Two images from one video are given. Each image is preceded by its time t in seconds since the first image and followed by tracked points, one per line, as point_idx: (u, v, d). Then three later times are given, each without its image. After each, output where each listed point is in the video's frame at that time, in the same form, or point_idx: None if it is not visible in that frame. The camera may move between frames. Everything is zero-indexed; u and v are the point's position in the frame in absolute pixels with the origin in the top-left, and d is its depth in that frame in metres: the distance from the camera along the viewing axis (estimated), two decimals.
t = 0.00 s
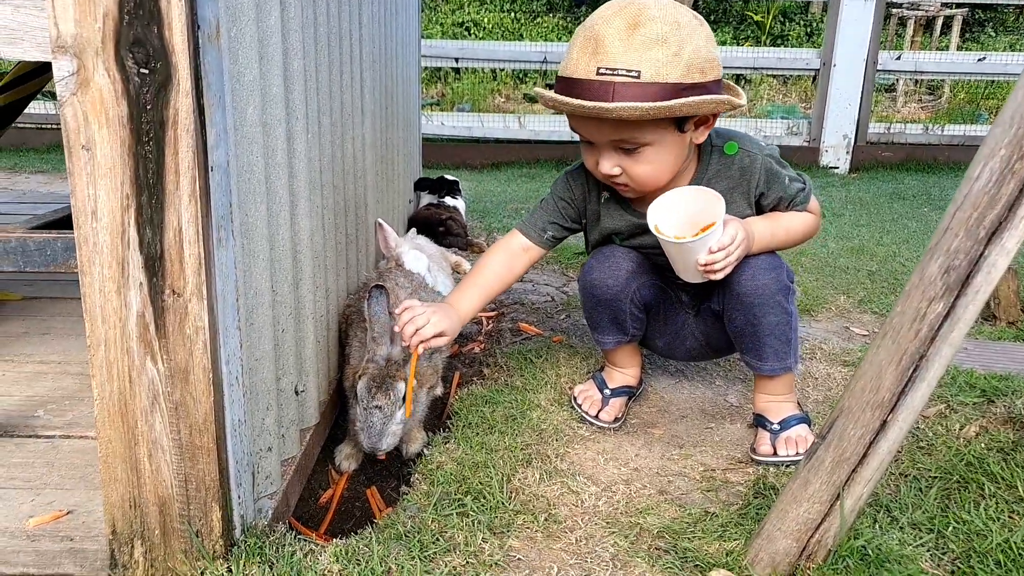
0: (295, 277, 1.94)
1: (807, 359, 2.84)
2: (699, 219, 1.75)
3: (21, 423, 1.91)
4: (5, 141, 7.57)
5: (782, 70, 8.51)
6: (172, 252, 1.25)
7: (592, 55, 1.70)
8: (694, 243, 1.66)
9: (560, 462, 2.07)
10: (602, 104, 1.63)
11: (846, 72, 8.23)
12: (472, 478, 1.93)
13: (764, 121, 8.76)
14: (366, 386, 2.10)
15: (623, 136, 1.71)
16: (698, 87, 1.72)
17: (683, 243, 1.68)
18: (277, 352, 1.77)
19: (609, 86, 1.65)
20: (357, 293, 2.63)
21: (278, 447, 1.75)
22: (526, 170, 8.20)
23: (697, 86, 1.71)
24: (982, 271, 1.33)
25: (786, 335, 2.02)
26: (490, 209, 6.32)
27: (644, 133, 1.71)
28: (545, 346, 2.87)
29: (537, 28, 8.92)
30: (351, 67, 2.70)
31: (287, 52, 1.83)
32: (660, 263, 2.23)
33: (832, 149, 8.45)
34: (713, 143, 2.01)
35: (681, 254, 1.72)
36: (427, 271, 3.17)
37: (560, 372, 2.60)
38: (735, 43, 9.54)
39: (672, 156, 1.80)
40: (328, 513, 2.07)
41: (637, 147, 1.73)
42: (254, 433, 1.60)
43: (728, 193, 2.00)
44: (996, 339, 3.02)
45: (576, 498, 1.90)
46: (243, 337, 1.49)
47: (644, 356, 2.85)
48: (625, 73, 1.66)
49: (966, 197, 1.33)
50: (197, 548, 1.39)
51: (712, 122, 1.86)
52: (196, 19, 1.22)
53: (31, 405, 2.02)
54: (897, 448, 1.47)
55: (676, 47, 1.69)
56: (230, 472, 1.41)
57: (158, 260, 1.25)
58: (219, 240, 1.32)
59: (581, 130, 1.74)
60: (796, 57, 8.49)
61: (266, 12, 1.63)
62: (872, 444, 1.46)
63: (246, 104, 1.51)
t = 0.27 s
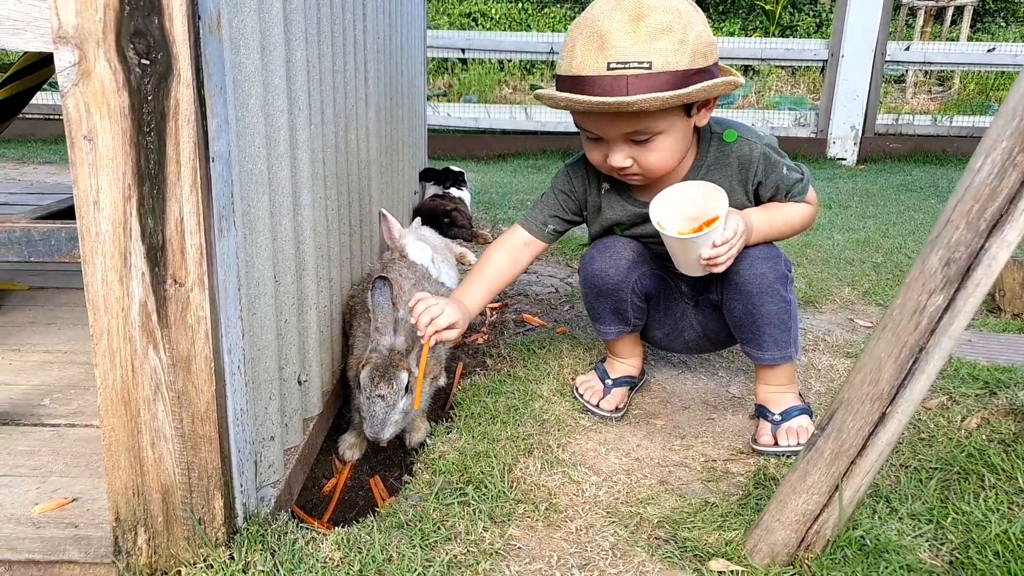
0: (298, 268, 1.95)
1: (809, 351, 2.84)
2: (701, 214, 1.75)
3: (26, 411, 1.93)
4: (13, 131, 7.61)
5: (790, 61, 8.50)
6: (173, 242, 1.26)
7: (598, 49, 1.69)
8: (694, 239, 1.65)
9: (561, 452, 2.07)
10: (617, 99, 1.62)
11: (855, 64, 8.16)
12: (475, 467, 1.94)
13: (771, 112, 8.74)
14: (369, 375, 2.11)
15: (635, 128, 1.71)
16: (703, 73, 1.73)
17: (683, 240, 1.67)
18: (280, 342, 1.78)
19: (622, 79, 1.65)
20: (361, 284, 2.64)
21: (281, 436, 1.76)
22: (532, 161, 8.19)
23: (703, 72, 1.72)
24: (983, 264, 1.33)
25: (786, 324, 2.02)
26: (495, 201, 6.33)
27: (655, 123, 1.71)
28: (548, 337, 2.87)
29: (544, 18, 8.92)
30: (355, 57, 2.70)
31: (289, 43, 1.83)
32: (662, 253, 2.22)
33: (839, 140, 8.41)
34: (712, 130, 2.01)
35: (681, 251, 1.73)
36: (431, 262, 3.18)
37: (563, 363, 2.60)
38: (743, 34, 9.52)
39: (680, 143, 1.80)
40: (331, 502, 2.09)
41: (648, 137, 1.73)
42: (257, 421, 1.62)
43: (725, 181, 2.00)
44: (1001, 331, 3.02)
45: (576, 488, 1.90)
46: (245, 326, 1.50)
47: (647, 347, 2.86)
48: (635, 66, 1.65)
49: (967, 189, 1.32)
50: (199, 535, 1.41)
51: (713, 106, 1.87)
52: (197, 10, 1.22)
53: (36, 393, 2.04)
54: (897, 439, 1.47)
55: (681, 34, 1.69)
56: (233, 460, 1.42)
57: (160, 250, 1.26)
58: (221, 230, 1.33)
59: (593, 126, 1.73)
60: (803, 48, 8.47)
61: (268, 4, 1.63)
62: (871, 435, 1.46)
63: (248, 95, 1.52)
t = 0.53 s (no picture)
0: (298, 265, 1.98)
1: (805, 347, 2.87)
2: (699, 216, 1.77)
3: (33, 404, 1.97)
4: (20, 124, 7.66)
5: (795, 54, 8.48)
6: (174, 242, 1.29)
7: (588, 50, 1.71)
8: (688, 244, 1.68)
9: (557, 446, 2.11)
10: (615, 94, 1.64)
11: (859, 57, 8.18)
12: (471, 461, 1.98)
13: (775, 106, 8.74)
14: (367, 367, 2.17)
15: (631, 122, 1.73)
16: (690, 63, 1.76)
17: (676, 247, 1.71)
18: (280, 338, 1.82)
19: (614, 75, 1.67)
20: (362, 279, 2.68)
21: (281, 430, 1.80)
22: (535, 155, 8.21)
23: (690, 62, 1.75)
24: (967, 265, 1.36)
25: (781, 319, 2.05)
26: (499, 194, 6.36)
27: (650, 115, 1.74)
28: (547, 331, 2.91)
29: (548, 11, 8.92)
30: (356, 54, 2.73)
31: (289, 44, 1.86)
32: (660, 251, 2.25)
33: (843, 134, 8.43)
34: (701, 123, 2.04)
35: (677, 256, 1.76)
36: (432, 257, 3.21)
37: (561, 358, 2.64)
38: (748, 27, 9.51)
39: (674, 134, 1.83)
40: (331, 494, 2.13)
41: (644, 130, 1.76)
42: (257, 416, 1.66)
43: (715, 172, 2.03)
44: (996, 327, 3.04)
45: (571, 481, 1.94)
46: (245, 323, 1.54)
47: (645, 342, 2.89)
48: (625, 61, 1.68)
49: (952, 193, 1.35)
50: (200, 527, 1.45)
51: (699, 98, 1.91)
52: (197, 15, 1.25)
53: (43, 387, 2.08)
54: (882, 436, 1.50)
55: (665, 28, 1.73)
56: (233, 454, 1.46)
57: (161, 249, 1.30)
58: (221, 230, 1.36)
59: (588, 126, 1.75)
60: (808, 41, 8.45)
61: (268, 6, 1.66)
62: (857, 432, 1.49)
63: (248, 96, 1.55)
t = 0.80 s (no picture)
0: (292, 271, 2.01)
1: (797, 349, 2.89)
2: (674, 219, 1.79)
3: (32, 408, 2.00)
4: (24, 123, 7.71)
5: (795, 52, 8.48)
6: (166, 253, 1.32)
7: (563, 62, 1.74)
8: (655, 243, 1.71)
9: (548, 448, 2.13)
10: (581, 108, 1.68)
11: (861, 53, 8.18)
12: (463, 464, 2.00)
13: (775, 104, 8.75)
14: (360, 370, 2.19)
15: (602, 134, 1.76)
16: (667, 78, 1.77)
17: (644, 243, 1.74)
18: (273, 343, 1.85)
19: (583, 89, 1.70)
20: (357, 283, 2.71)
21: (274, 434, 1.83)
22: (535, 153, 8.23)
23: (667, 77, 1.77)
24: (944, 274, 1.38)
25: (765, 326, 2.08)
26: (498, 193, 6.38)
27: (623, 128, 1.76)
28: (542, 333, 2.93)
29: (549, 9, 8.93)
30: (352, 60, 2.75)
31: (282, 53, 1.89)
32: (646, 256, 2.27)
33: (844, 131, 8.45)
34: (686, 135, 2.08)
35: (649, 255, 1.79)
36: (428, 259, 3.23)
37: (554, 360, 2.66)
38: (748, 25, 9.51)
39: (651, 147, 1.85)
40: (326, 496, 2.16)
41: (617, 142, 1.78)
42: (251, 420, 1.69)
43: (699, 184, 2.06)
44: (988, 328, 3.06)
45: (561, 484, 1.97)
46: (237, 331, 1.56)
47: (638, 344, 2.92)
48: (598, 75, 1.71)
49: (929, 204, 1.37)
50: (194, 530, 1.48)
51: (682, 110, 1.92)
52: (188, 32, 1.28)
53: (42, 390, 2.11)
54: (863, 441, 1.53)
55: (641, 43, 1.74)
56: (225, 459, 1.49)
57: (154, 260, 1.32)
58: (213, 241, 1.39)
59: (562, 137, 1.79)
60: (809, 39, 8.45)
61: (261, 17, 1.69)
62: (838, 438, 1.52)
63: (240, 107, 1.58)
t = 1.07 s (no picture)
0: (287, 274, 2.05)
1: (787, 350, 2.93)
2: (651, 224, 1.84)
3: (33, 408, 2.05)
4: (26, 122, 7.76)
5: (794, 53, 8.56)
6: (163, 260, 1.37)
7: (544, 72, 1.79)
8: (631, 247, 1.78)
9: (539, 448, 2.18)
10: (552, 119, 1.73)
11: (858, 54, 8.21)
12: (455, 464, 2.05)
13: (773, 104, 8.79)
14: (355, 372, 2.24)
15: (573, 146, 1.81)
16: (644, 98, 1.82)
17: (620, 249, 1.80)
18: (268, 346, 1.90)
19: (558, 101, 1.75)
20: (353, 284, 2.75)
21: (270, 435, 1.88)
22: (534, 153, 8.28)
23: (643, 96, 1.81)
24: (917, 282, 1.43)
25: (749, 329, 2.13)
26: (497, 193, 6.42)
27: (594, 143, 1.81)
28: (536, 334, 2.97)
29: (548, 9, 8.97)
30: (348, 64, 2.79)
31: (277, 62, 1.93)
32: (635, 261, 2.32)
33: (841, 131, 8.49)
34: (670, 146, 2.14)
35: (628, 260, 1.85)
36: (423, 261, 3.27)
37: (547, 361, 2.70)
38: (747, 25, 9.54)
39: (624, 162, 1.89)
40: (322, 494, 2.21)
41: (588, 155, 1.83)
42: (246, 421, 1.73)
43: (685, 191, 2.11)
44: (976, 329, 3.11)
45: (551, 483, 2.01)
46: (233, 335, 1.61)
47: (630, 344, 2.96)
48: (574, 88, 1.75)
49: (902, 213, 1.42)
50: (190, 529, 1.53)
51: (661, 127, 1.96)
52: (183, 47, 1.33)
53: (43, 391, 2.16)
54: (840, 443, 1.59)
55: (621, 61, 1.79)
56: (220, 459, 1.54)
57: (151, 267, 1.37)
58: (208, 248, 1.44)
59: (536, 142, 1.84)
60: (808, 39, 8.51)
61: (256, 28, 1.73)
62: (816, 440, 1.57)
63: (235, 117, 1.63)
